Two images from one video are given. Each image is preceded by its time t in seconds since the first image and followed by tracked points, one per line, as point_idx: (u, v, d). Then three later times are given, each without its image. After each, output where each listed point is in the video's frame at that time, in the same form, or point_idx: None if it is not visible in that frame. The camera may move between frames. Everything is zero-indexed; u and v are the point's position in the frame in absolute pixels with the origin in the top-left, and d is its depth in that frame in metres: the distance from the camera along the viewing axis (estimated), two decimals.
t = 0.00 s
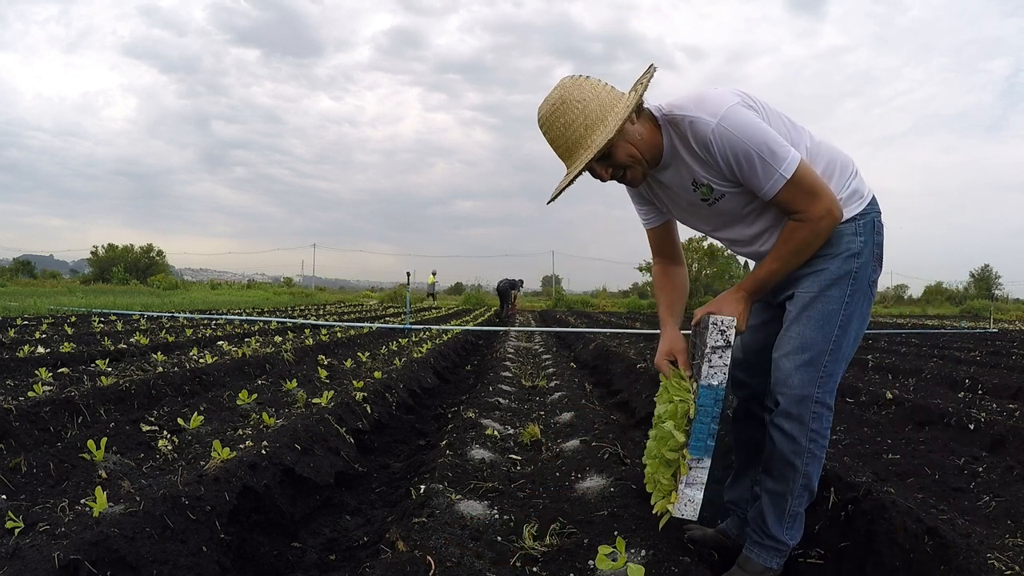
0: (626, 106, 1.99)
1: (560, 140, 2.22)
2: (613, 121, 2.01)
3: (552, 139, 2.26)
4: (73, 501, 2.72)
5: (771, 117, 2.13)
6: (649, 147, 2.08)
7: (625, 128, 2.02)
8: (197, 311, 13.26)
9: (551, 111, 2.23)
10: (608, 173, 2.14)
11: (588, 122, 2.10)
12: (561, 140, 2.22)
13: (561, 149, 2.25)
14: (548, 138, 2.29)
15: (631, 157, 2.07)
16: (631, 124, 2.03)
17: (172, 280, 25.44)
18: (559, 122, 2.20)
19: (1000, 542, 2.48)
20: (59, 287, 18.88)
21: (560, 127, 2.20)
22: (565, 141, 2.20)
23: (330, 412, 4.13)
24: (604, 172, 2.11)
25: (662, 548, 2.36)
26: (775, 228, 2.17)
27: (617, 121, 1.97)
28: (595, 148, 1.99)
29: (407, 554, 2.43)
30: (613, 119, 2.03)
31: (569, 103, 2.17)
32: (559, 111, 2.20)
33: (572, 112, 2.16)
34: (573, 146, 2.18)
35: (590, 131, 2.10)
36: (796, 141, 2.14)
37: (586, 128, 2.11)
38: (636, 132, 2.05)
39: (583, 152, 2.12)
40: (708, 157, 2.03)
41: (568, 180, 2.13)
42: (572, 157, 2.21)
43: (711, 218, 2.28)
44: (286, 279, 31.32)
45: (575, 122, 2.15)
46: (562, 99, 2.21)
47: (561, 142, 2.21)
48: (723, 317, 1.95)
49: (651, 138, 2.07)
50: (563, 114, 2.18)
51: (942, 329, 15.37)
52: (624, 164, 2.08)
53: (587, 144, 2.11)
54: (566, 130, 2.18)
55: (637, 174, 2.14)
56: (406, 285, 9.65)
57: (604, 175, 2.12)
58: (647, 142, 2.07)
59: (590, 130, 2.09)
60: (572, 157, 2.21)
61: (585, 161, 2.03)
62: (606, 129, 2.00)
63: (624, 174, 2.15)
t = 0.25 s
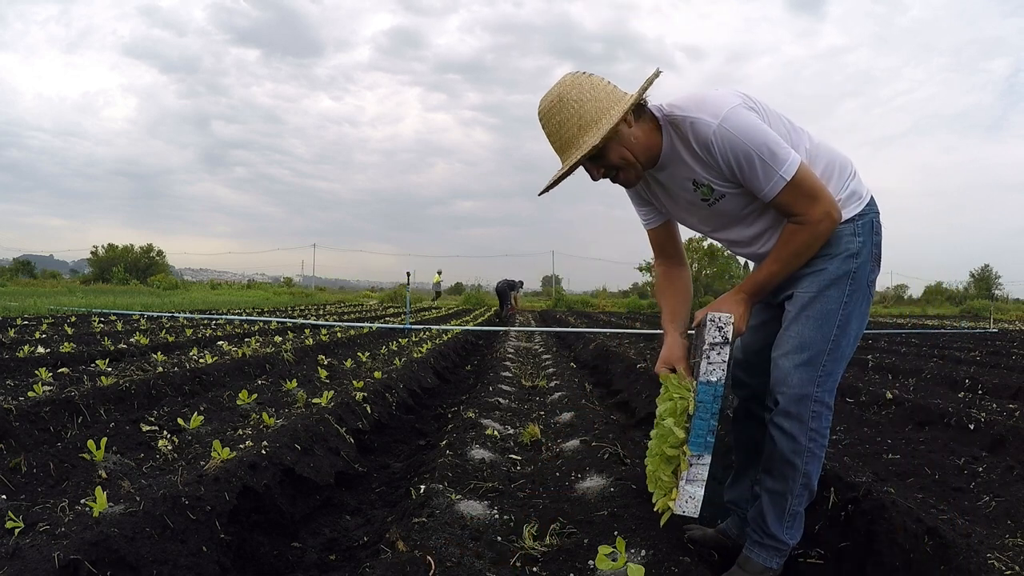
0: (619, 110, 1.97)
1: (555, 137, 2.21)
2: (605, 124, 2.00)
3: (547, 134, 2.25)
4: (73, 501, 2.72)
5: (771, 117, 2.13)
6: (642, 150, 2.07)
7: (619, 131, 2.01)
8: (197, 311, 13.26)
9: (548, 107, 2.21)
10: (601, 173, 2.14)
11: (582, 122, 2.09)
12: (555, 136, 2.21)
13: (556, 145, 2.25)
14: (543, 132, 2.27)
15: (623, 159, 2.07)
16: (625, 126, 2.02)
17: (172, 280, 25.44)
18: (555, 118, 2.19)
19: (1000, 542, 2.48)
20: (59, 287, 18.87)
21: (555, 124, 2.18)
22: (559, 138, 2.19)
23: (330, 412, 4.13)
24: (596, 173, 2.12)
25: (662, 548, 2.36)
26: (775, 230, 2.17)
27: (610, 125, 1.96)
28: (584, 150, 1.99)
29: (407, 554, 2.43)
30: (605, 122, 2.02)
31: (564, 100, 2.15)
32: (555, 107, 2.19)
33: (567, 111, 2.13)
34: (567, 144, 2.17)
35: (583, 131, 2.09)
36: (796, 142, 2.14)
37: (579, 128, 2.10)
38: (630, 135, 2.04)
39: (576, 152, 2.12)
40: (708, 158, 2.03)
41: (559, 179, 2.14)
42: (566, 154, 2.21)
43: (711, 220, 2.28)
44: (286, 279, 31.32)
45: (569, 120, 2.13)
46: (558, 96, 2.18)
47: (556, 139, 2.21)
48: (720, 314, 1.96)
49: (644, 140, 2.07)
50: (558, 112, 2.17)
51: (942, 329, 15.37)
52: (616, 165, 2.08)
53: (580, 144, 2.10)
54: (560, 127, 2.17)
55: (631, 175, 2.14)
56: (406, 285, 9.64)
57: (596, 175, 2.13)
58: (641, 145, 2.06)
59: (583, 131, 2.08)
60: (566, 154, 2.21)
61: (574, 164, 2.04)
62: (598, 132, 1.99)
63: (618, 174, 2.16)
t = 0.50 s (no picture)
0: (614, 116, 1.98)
1: (553, 138, 2.24)
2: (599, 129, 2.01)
3: (546, 134, 2.27)
4: (73, 501, 2.72)
5: (769, 120, 2.13)
6: (639, 154, 2.07)
7: (614, 137, 2.02)
8: (196, 311, 13.25)
9: (547, 110, 2.24)
10: (597, 176, 2.16)
11: (579, 125, 2.11)
12: (554, 138, 2.23)
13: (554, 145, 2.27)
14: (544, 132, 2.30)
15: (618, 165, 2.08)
16: (621, 130, 2.02)
17: (172, 280, 25.45)
18: (554, 120, 2.21)
19: (1000, 542, 2.48)
20: (58, 287, 18.83)
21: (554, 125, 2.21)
22: (557, 141, 2.22)
23: (330, 412, 4.13)
24: (591, 177, 2.14)
25: (662, 548, 2.36)
26: (776, 233, 2.17)
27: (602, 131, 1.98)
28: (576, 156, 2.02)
29: (407, 554, 2.43)
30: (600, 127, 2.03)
31: (564, 102, 2.17)
32: (554, 109, 2.21)
33: (565, 113, 2.16)
34: (564, 146, 2.19)
35: (579, 135, 2.11)
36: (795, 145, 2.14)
37: (576, 132, 2.12)
38: (627, 140, 2.04)
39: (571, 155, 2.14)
40: (708, 162, 2.03)
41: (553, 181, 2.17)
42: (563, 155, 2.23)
43: (711, 224, 2.28)
44: (286, 279, 31.33)
45: (566, 123, 2.15)
46: (559, 97, 2.20)
47: (554, 140, 2.23)
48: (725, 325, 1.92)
49: (642, 143, 2.06)
50: (557, 114, 2.19)
51: (942, 330, 15.37)
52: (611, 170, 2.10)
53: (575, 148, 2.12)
54: (559, 130, 2.19)
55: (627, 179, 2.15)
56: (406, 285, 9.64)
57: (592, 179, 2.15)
58: (638, 150, 2.07)
59: (579, 134, 2.10)
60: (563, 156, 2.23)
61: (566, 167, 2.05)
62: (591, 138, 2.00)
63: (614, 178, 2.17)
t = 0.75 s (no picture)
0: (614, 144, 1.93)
1: (549, 162, 2.18)
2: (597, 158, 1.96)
3: (542, 157, 2.21)
4: (74, 501, 2.72)
5: (770, 134, 2.13)
6: (636, 182, 2.05)
7: (613, 165, 1.98)
8: (196, 311, 13.25)
9: (544, 131, 2.18)
10: (593, 203, 2.12)
11: (576, 151, 2.06)
12: (551, 161, 2.18)
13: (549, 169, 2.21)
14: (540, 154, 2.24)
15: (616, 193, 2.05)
16: (620, 159, 1.98)
17: (172, 280, 25.45)
18: (551, 144, 2.16)
19: (1000, 542, 2.48)
20: (58, 287, 18.82)
21: (551, 149, 2.16)
22: (553, 166, 2.17)
23: (330, 412, 4.13)
24: (587, 205, 2.10)
25: (662, 548, 2.36)
26: (781, 248, 2.19)
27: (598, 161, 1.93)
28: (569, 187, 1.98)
29: (407, 554, 2.43)
30: (599, 154, 1.99)
31: (562, 126, 2.12)
32: (552, 131, 2.15)
33: (563, 137, 2.10)
34: (560, 171, 2.14)
35: (577, 162, 2.06)
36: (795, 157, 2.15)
37: (573, 158, 2.07)
38: (625, 168, 2.00)
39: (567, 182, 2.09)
40: (715, 185, 2.01)
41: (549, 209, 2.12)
42: (558, 180, 2.17)
43: (716, 244, 2.28)
44: (287, 279, 31.33)
45: (564, 148, 2.10)
46: (556, 120, 2.14)
47: (551, 165, 2.18)
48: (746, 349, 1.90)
49: (640, 170, 2.04)
50: (555, 138, 2.14)
51: (942, 330, 15.36)
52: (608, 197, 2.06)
53: (572, 175, 2.07)
54: (556, 154, 2.14)
55: (624, 206, 2.13)
56: (406, 284, 9.64)
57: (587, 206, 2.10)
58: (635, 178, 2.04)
59: (577, 161, 2.05)
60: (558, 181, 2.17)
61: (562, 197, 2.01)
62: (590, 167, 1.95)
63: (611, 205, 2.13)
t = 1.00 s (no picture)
0: (617, 210, 1.84)
1: (546, 215, 2.07)
2: (599, 223, 1.88)
3: (537, 207, 2.09)
4: (73, 501, 2.71)
5: (762, 156, 2.11)
6: (637, 238, 1.99)
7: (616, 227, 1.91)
8: (197, 311, 13.25)
9: (539, 186, 2.05)
10: (593, 258, 2.05)
11: (577, 210, 1.96)
12: (547, 214, 2.06)
13: (544, 220, 2.10)
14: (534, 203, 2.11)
15: (618, 249, 1.99)
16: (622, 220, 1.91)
17: (172, 280, 25.45)
18: (547, 197, 2.03)
19: (1000, 542, 2.48)
20: (59, 287, 18.82)
21: (547, 203, 2.04)
22: (550, 219, 2.06)
23: (330, 412, 4.13)
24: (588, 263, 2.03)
25: (662, 549, 2.36)
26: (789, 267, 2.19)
27: (598, 231, 1.84)
28: (570, 257, 1.89)
29: (407, 554, 2.43)
30: (601, 218, 1.90)
31: (558, 181, 1.99)
32: (547, 185, 2.02)
33: (561, 194, 1.99)
34: (558, 227, 2.04)
35: (577, 221, 1.97)
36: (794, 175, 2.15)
37: (574, 217, 1.97)
38: (627, 227, 1.94)
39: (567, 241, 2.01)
40: (726, 225, 1.96)
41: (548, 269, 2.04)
42: (555, 234, 2.08)
43: (725, 277, 2.25)
44: (287, 279, 31.35)
45: (562, 205, 1.99)
46: (552, 173, 2.01)
47: (547, 217, 2.07)
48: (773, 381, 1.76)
49: (640, 225, 1.98)
50: (551, 193, 2.02)
51: (942, 330, 15.37)
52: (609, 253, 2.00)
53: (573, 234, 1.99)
54: (553, 208, 2.03)
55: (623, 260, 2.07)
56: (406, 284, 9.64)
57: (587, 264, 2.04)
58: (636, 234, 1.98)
59: (577, 221, 1.97)
60: (555, 234, 2.08)
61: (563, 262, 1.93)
62: (592, 233, 1.87)
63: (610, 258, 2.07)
